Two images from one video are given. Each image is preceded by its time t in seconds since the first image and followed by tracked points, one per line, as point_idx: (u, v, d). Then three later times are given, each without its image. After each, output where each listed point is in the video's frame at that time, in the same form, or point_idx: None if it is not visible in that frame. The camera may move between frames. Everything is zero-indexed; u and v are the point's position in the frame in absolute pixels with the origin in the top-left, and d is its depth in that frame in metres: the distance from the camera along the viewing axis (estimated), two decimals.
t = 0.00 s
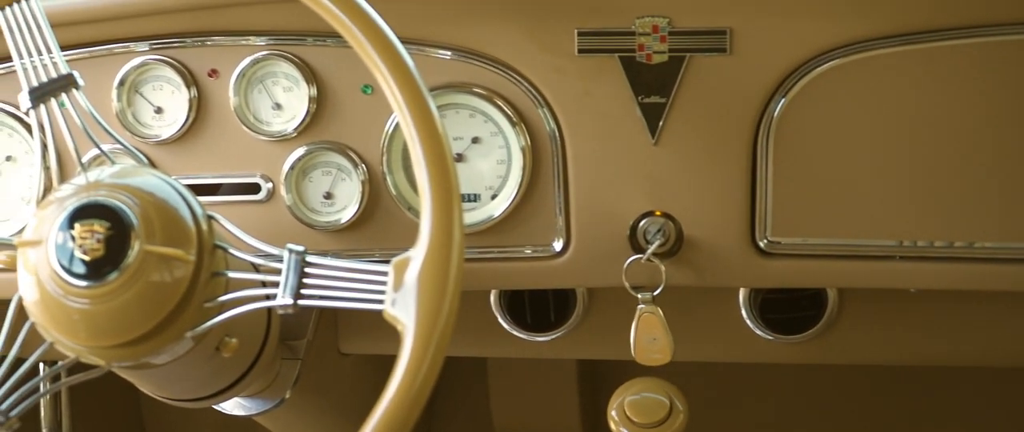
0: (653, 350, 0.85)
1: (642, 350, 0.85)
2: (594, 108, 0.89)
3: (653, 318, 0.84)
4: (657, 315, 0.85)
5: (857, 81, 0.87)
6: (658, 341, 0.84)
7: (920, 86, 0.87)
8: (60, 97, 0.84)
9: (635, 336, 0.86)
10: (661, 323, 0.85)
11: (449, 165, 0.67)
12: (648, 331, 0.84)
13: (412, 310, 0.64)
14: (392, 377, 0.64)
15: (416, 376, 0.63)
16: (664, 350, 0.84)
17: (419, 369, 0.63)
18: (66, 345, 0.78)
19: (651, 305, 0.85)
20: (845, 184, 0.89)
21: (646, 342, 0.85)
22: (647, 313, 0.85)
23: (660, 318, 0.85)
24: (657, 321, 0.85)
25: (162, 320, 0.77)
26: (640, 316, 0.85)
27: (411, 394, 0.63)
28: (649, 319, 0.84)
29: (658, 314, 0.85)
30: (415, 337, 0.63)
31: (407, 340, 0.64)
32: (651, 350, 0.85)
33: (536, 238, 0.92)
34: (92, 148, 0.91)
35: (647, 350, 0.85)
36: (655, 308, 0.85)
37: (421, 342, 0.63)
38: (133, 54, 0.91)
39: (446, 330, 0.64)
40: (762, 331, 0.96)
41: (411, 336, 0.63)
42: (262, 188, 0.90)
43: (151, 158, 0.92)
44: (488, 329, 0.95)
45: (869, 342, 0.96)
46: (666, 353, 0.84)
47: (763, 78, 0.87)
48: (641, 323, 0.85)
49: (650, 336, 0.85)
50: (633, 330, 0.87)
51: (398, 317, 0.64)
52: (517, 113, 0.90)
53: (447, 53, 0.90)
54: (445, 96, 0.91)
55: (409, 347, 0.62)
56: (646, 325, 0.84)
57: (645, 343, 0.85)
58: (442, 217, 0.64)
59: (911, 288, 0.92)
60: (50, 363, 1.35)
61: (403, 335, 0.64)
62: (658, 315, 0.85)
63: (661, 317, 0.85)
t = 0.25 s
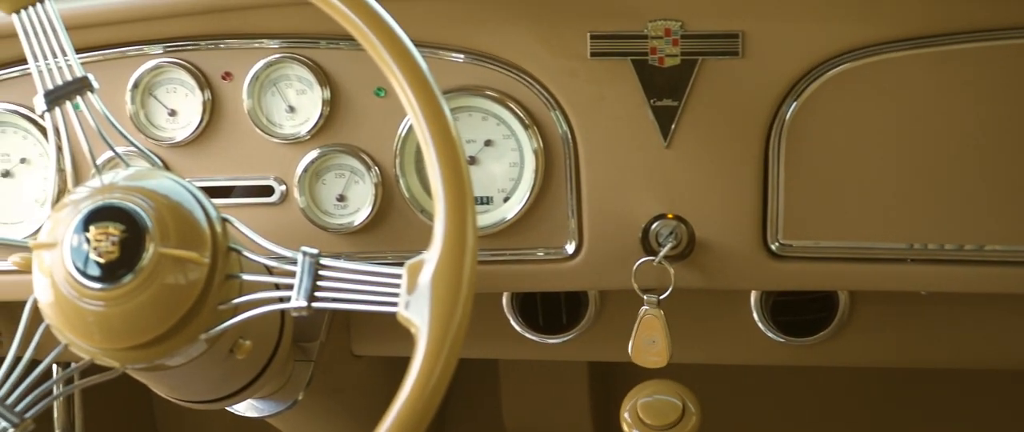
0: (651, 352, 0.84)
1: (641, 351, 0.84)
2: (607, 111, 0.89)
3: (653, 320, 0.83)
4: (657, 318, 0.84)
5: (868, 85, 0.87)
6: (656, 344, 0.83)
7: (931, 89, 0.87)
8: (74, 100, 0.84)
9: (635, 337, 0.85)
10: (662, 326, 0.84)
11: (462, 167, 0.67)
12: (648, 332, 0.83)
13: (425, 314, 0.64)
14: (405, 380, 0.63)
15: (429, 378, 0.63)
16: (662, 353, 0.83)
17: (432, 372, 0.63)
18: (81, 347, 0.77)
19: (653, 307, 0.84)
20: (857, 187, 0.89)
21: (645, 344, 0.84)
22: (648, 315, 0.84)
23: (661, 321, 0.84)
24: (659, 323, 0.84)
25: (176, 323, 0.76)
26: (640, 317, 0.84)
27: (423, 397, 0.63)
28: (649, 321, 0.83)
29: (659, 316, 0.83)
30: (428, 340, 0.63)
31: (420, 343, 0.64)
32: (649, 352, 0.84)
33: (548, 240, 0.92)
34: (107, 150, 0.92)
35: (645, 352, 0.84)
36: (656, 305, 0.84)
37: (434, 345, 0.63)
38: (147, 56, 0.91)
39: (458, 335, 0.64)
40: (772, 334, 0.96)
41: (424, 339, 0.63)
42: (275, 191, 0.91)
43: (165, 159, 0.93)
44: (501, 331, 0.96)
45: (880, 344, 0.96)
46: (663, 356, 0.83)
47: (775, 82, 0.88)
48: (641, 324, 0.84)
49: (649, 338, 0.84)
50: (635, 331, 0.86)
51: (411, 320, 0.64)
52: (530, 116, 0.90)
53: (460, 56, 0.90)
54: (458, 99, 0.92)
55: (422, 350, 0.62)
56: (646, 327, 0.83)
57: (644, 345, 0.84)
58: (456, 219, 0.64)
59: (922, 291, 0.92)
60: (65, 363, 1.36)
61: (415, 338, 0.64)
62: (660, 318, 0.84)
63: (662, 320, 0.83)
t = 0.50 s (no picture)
0: (658, 354, 0.84)
1: (648, 353, 0.84)
2: (620, 114, 0.89)
3: (663, 322, 0.84)
4: (667, 320, 0.84)
5: (881, 88, 0.88)
6: (664, 346, 0.83)
7: (944, 94, 0.87)
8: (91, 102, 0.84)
9: (643, 339, 0.85)
10: (670, 329, 0.84)
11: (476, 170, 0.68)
12: (656, 334, 0.84)
13: (440, 316, 0.64)
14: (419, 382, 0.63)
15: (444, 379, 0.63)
16: (669, 355, 0.84)
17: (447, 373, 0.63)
18: (96, 349, 0.77)
19: (663, 310, 0.85)
20: (869, 191, 0.89)
21: (653, 346, 0.84)
22: (657, 318, 0.84)
23: (669, 324, 0.85)
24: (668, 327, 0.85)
25: (191, 325, 0.76)
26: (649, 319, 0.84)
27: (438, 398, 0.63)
28: (658, 322, 0.84)
29: (668, 319, 0.84)
30: (443, 341, 0.63)
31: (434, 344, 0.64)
32: (657, 354, 0.84)
33: (561, 243, 0.93)
34: (121, 153, 0.93)
35: (652, 354, 0.84)
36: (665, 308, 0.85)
37: (448, 345, 0.63)
38: (161, 59, 0.91)
39: (473, 337, 0.64)
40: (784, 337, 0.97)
41: (439, 340, 0.63)
42: (289, 193, 0.91)
43: (179, 162, 0.93)
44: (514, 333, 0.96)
45: (891, 347, 0.96)
46: (670, 359, 0.84)
47: (788, 85, 0.88)
48: (649, 325, 0.84)
49: (657, 340, 0.84)
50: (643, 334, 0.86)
51: (426, 322, 0.64)
52: (543, 119, 0.91)
53: (473, 59, 0.91)
54: (472, 102, 0.92)
55: (437, 350, 0.62)
56: (655, 329, 0.84)
57: (652, 347, 0.84)
58: (470, 220, 0.65)
59: (934, 294, 0.93)
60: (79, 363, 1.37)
61: (431, 340, 0.64)
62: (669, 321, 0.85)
63: (672, 323, 0.84)
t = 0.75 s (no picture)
0: (684, 358, 0.85)
1: (674, 358, 0.85)
2: (634, 117, 0.89)
3: (687, 326, 0.85)
4: (690, 324, 0.85)
5: (895, 92, 0.88)
6: (690, 350, 0.84)
7: (957, 97, 0.88)
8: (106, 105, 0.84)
9: (667, 344, 0.86)
10: (693, 333, 0.85)
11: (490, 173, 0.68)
12: (681, 339, 0.85)
13: (454, 319, 0.64)
14: (435, 386, 0.63)
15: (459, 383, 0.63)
16: (695, 359, 0.85)
17: (463, 378, 0.63)
18: (112, 352, 0.77)
19: (686, 314, 0.86)
20: (882, 195, 0.89)
21: (677, 350, 0.85)
22: (680, 322, 0.86)
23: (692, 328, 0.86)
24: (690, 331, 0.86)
25: (206, 328, 0.76)
26: (672, 323, 0.85)
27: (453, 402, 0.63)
28: (681, 327, 0.85)
29: (691, 323, 0.85)
30: (458, 345, 0.63)
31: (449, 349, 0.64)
32: (682, 358, 0.85)
33: (575, 246, 0.93)
34: (137, 155, 0.93)
35: (678, 359, 0.85)
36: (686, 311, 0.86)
37: (463, 349, 0.63)
38: (176, 62, 0.92)
39: (487, 340, 0.64)
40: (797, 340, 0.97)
41: (454, 343, 0.63)
42: (303, 196, 0.91)
43: (194, 165, 0.93)
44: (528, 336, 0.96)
45: (902, 350, 0.97)
46: (696, 363, 0.85)
47: (802, 89, 0.88)
48: (673, 331, 0.85)
49: (682, 344, 0.85)
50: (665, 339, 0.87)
51: (440, 325, 0.64)
52: (557, 123, 0.91)
53: (487, 62, 0.91)
54: (486, 105, 0.92)
55: (453, 354, 0.62)
56: (678, 334, 0.85)
57: (677, 351, 0.85)
58: (485, 224, 0.65)
59: (947, 298, 0.93)
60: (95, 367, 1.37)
61: (445, 343, 0.64)
62: (691, 325, 0.86)
63: (695, 326, 0.85)
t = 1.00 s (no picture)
0: (707, 359, 0.85)
1: (696, 360, 0.86)
2: (647, 119, 0.90)
3: (706, 327, 0.85)
4: (709, 325, 0.86)
5: (908, 95, 0.88)
6: (711, 350, 0.85)
7: (970, 100, 0.88)
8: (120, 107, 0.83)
9: (689, 347, 0.86)
10: (714, 334, 0.86)
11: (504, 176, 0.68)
12: (701, 340, 0.85)
13: (469, 321, 0.64)
14: (449, 388, 0.63)
15: (473, 385, 0.63)
16: (717, 359, 0.85)
17: (477, 380, 0.63)
18: (127, 353, 0.77)
19: (705, 316, 0.86)
20: (895, 197, 0.90)
21: (700, 352, 0.86)
22: (701, 324, 0.86)
23: (713, 329, 0.86)
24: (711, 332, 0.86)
25: (221, 330, 0.75)
26: (692, 325, 0.86)
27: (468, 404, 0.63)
28: (701, 328, 0.85)
29: (710, 324, 0.86)
30: (472, 347, 0.63)
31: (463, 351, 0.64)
32: (705, 359, 0.85)
33: (589, 248, 0.93)
34: (152, 157, 0.93)
35: (700, 360, 0.85)
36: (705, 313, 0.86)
37: (478, 352, 0.63)
38: (191, 64, 0.92)
39: (503, 342, 0.64)
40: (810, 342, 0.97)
41: (468, 345, 0.63)
42: (317, 198, 0.91)
43: (208, 167, 0.94)
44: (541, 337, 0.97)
45: (914, 352, 0.97)
46: (718, 363, 0.85)
47: (815, 92, 0.88)
48: (693, 333, 0.86)
49: (703, 346, 0.85)
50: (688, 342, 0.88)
51: (455, 327, 0.64)
52: (570, 125, 0.91)
53: (501, 65, 0.91)
54: (499, 108, 0.92)
55: (467, 356, 0.62)
56: (698, 335, 0.85)
57: (699, 353, 0.86)
58: (499, 227, 0.65)
59: (959, 300, 0.93)
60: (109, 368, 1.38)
61: (460, 345, 0.64)
62: (711, 326, 0.86)
63: (715, 327, 0.85)
